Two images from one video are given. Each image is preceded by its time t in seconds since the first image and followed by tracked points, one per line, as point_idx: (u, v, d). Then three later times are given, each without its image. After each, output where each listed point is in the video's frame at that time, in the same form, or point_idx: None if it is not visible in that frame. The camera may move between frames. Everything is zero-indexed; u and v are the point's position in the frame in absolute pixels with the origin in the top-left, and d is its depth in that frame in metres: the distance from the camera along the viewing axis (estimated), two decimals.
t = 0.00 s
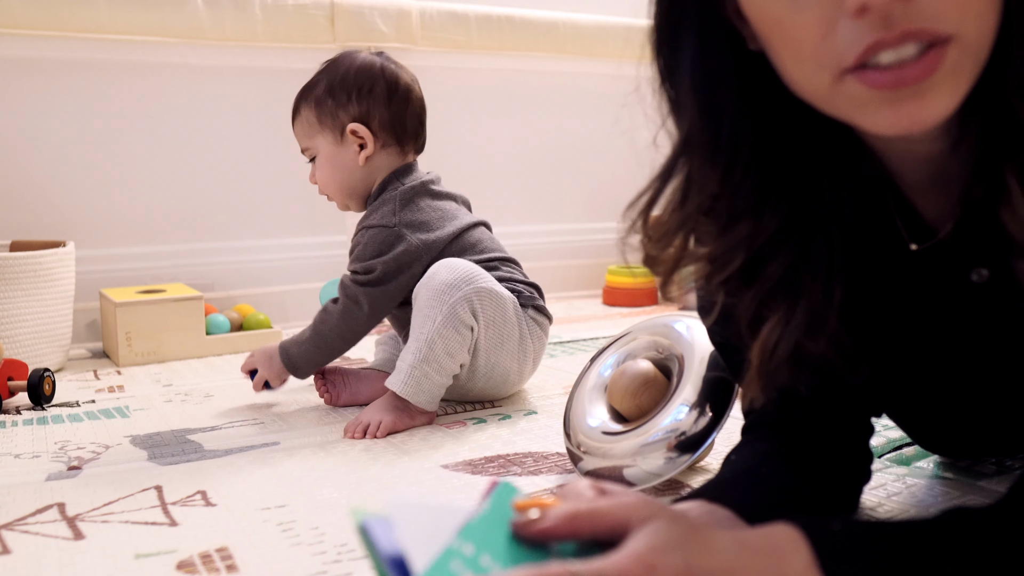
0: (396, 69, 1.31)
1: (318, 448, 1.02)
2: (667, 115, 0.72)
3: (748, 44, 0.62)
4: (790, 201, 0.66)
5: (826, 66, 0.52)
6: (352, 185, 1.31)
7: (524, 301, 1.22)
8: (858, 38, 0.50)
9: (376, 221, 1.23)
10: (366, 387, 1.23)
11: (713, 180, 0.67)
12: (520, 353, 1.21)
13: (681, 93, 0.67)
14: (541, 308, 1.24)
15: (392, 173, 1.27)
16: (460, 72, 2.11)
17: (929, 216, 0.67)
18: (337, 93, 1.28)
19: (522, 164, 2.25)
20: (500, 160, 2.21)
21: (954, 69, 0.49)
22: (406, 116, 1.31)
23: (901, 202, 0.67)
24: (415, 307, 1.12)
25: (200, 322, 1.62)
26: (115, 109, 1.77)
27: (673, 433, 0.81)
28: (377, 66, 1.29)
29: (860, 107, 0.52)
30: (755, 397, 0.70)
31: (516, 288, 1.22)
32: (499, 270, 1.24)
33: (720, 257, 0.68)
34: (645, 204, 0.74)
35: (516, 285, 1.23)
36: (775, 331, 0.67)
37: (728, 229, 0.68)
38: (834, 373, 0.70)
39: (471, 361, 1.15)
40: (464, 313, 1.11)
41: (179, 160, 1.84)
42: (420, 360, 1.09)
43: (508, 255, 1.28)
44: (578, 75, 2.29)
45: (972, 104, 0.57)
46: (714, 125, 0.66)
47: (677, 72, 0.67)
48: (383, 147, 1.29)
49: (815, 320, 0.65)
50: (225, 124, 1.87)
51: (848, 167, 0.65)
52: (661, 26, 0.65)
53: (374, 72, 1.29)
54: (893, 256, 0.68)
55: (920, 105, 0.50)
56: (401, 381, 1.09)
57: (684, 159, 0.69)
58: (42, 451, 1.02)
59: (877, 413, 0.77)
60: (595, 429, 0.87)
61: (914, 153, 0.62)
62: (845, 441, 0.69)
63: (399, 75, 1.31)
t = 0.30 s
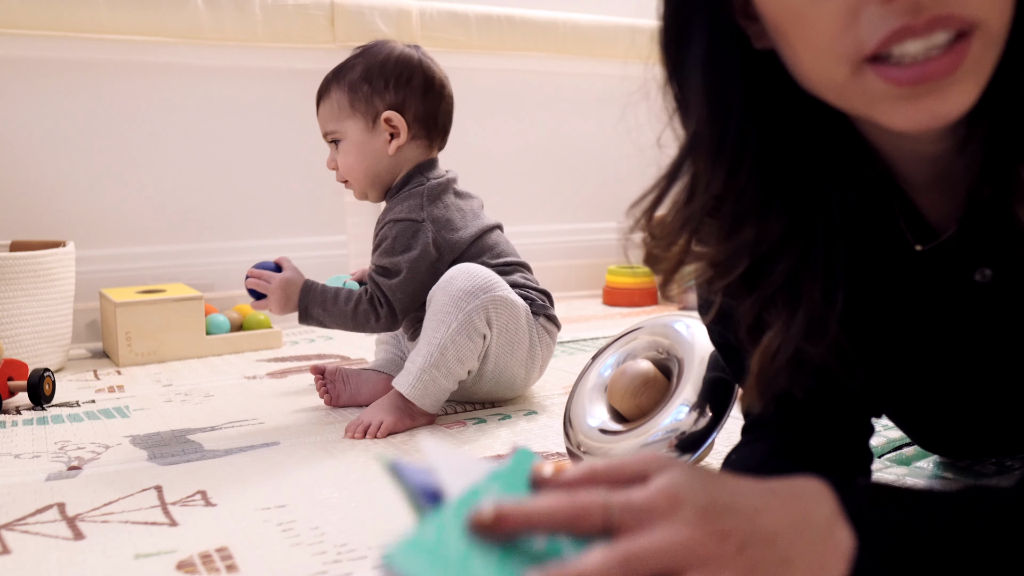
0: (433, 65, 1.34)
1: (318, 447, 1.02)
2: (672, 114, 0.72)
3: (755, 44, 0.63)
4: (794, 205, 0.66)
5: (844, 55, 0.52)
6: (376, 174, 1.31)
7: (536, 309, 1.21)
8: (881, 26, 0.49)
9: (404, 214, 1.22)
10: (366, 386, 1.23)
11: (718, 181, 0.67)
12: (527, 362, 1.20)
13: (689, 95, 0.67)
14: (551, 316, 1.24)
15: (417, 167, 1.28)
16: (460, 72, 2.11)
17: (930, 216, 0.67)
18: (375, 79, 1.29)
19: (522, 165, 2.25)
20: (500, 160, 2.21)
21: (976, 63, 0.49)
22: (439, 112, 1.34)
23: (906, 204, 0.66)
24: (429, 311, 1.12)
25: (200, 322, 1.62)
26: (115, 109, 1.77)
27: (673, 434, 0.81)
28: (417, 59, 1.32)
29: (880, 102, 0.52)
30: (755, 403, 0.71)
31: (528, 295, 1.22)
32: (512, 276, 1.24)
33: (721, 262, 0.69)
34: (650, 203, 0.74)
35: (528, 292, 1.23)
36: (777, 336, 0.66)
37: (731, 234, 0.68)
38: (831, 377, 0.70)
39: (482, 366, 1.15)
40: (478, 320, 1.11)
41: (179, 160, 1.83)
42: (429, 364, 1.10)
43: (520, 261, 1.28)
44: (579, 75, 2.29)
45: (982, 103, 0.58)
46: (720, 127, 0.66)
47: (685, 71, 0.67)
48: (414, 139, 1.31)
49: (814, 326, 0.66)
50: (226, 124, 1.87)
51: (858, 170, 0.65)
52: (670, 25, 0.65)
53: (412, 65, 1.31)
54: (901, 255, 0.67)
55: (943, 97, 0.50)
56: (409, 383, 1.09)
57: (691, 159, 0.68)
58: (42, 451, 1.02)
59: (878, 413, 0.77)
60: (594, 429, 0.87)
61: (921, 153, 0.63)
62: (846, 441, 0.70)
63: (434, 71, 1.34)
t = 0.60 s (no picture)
0: (470, 61, 1.35)
1: (318, 447, 1.02)
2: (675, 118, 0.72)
3: (757, 46, 0.63)
4: (801, 210, 0.66)
5: (856, 57, 0.52)
6: (407, 163, 1.30)
7: (548, 317, 1.22)
8: (893, 29, 0.49)
9: (437, 204, 1.21)
10: (365, 387, 1.23)
11: (726, 186, 0.66)
12: (532, 374, 1.20)
13: (696, 97, 0.67)
14: (560, 325, 1.24)
15: (448, 161, 1.28)
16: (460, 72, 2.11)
17: (930, 217, 0.67)
18: (414, 70, 1.29)
19: (522, 164, 2.25)
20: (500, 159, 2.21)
21: (990, 65, 0.50)
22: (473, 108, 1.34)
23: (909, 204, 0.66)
24: (449, 318, 1.11)
25: (200, 322, 1.62)
26: (115, 109, 1.77)
27: (673, 434, 0.81)
28: (456, 53, 1.32)
29: (896, 111, 0.52)
30: (765, 406, 0.70)
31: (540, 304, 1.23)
32: (528, 282, 1.25)
33: (729, 266, 0.68)
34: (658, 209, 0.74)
35: (541, 300, 1.24)
36: (789, 340, 0.67)
37: (738, 238, 0.67)
38: (843, 380, 0.69)
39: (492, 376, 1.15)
40: (498, 333, 1.11)
41: (178, 160, 1.83)
42: (442, 371, 1.09)
43: (535, 267, 1.29)
44: (579, 75, 2.29)
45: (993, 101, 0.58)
46: (728, 130, 0.66)
47: (691, 74, 0.67)
48: (448, 132, 1.31)
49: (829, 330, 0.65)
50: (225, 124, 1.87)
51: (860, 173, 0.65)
52: (673, 28, 0.65)
53: (451, 58, 1.32)
54: (902, 255, 0.67)
55: (958, 108, 0.50)
56: (419, 389, 1.09)
57: (698, 164, 0.68)
58: (42, 451, 1.02)
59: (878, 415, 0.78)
60: (595, 429, 0.87)
61: (923, 152, 0.63)
62: (847, 444, 0.70)
63: (471, 67, 1.35)
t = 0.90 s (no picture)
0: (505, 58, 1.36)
1: (318, 447, 1.02)
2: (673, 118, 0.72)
3: (755, 46, 0.63)
4: (797, 209, 0.66)
5: (849, 58, 0.52)
6: (441, 157, 1.30)
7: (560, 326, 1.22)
8: (886, 32, 0.50)
9: (467, 191, 1.21)
10: (364, 388, 1.23)
11: (720, 184, 0.66)
12: (538, 382, 1.19)
13: (693, 95, 0.67)
14: (570, 335, 1.24)
15: (480, 153, 1.28)
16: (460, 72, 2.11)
17: (930, 216, 0.67)
18: (452, 65, 1.29)
19: (522, 164, 2.25)
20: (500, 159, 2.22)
21: (983, 65, 0.50)
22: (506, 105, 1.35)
23: (906, 205, 0.66)
24: (462, 323, 1.11)
25: (200, 322, 1.62)
26: (114, 109, 1.77)
27: (673, 434, 0.81)
28: (493, 50, 1.33)
29: (889, 112, 0.52)
30: (758, 405, 0.71)
31: (551, 312, 1.23)
32: (544, 287, 1.25)
33: (724, 264, 0.69)
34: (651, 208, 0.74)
35: (553, 309, 1.24)
36: (781, 339, 0.67)
37: (734, 235, 0.68)
38: (836, 378, 0.70)
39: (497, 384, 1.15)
40: (510, 345, 1.11)
41: (178, 160, 1.83)
42: (450, 377, 1.09)
43: (550, 271, 1.29)
44: (580, 75, 2.29)
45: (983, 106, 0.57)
46: (724, 130, 0.66)
47: (688, 72, 0.67)
48: (482, 127, 1.31)
49: (823, 327, 0.65)
50: (225, 124, 1.87)
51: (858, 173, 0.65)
52: (671, 27, 0.66)
53: (488, 54, 1.32)
54: (900, 257, 0.67)
55: (950, 107, 0.50)
56: (425, 394, 1.09)
57: (693, 161, 0.68)
58: (42, 451, 1.02)
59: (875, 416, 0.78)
60: (595, 429, 0.87)
61: (922, 155, 0.63)
62: (841, 442, 0.71)
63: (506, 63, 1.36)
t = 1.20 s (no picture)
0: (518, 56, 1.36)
1: (318, 447, 1.02)
2: (671, 117, 0.72)
3: (752, 46, 0.63)
4: (794, 208, 0.66)
5: (839, 58, 0.52)
6: (451, 155, 1.31)
7: (565, 333, 1.22)
8: (875, 33, 0.50)
9: (483, 188, 1.21)
10: (362, 387, 1.23)
11: (717, 184, 0.67)
12: (540, 389, 1.20)
13: (689, 96, 0.67)
14: (575, 341, 1.24)
15: (491, 151, 1.28)
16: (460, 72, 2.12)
17: (930, 218, 0.67)
18: (462, 62, 1.30)
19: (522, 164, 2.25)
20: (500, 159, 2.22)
21: (973, 65, 0.50)
22: (517, 103, 1.35)
23: (905, 206, 0.66)
24: (469, 328, 1.11)
25: (200, 322, 1.62)
26: (114, 109, 1.77)
27: (673, 434, 0.81)
28: (504, 48, 1.33)
29: (879, 111, 0.53)
30: (755, 402, 0.71)
31: (558, 318, 1.23)
32: (551, 291, 1.25)
33: (719, 264, 0.69)
34: (649, 207, 0.74)
35: (560, 314, 1.24)
36: (777, 336, 0.67)
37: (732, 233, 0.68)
38: (831, 377, 0.70)
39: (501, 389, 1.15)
40: (516, 353, 1.11)
41: (178, 160, 1.83)
42: (453, 380, 1.09)
43: (559, 275, 1.29)
44: (580, 75, 2.29)
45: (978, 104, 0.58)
46: (720, 129, 0.66)
47: (684, 73, 0.67)
48: (493, 125, 1.31)
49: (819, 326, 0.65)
50: (225, 124, 1.87)
51: (856, 174, 0.65)
52: (667, 26, 0.66)
53: (499, 52, 1.32)
54: (899, 257, 0.67)
55: (940, 106, 0.51)
56: (429, 396, 1.09)
57: (689, 162, 0.69)
58: (42, 451, 1.02)
59: (874, 416, 0.78)
60: (595, 429, 0.87)
61: (920, 155, 0.63)
62: (837, 441, 0.71)
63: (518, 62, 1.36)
